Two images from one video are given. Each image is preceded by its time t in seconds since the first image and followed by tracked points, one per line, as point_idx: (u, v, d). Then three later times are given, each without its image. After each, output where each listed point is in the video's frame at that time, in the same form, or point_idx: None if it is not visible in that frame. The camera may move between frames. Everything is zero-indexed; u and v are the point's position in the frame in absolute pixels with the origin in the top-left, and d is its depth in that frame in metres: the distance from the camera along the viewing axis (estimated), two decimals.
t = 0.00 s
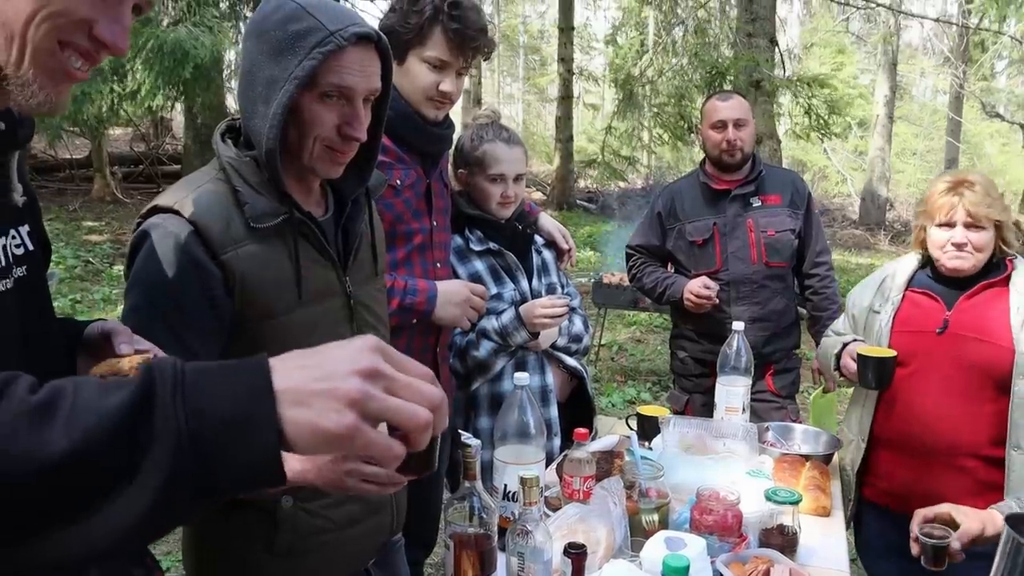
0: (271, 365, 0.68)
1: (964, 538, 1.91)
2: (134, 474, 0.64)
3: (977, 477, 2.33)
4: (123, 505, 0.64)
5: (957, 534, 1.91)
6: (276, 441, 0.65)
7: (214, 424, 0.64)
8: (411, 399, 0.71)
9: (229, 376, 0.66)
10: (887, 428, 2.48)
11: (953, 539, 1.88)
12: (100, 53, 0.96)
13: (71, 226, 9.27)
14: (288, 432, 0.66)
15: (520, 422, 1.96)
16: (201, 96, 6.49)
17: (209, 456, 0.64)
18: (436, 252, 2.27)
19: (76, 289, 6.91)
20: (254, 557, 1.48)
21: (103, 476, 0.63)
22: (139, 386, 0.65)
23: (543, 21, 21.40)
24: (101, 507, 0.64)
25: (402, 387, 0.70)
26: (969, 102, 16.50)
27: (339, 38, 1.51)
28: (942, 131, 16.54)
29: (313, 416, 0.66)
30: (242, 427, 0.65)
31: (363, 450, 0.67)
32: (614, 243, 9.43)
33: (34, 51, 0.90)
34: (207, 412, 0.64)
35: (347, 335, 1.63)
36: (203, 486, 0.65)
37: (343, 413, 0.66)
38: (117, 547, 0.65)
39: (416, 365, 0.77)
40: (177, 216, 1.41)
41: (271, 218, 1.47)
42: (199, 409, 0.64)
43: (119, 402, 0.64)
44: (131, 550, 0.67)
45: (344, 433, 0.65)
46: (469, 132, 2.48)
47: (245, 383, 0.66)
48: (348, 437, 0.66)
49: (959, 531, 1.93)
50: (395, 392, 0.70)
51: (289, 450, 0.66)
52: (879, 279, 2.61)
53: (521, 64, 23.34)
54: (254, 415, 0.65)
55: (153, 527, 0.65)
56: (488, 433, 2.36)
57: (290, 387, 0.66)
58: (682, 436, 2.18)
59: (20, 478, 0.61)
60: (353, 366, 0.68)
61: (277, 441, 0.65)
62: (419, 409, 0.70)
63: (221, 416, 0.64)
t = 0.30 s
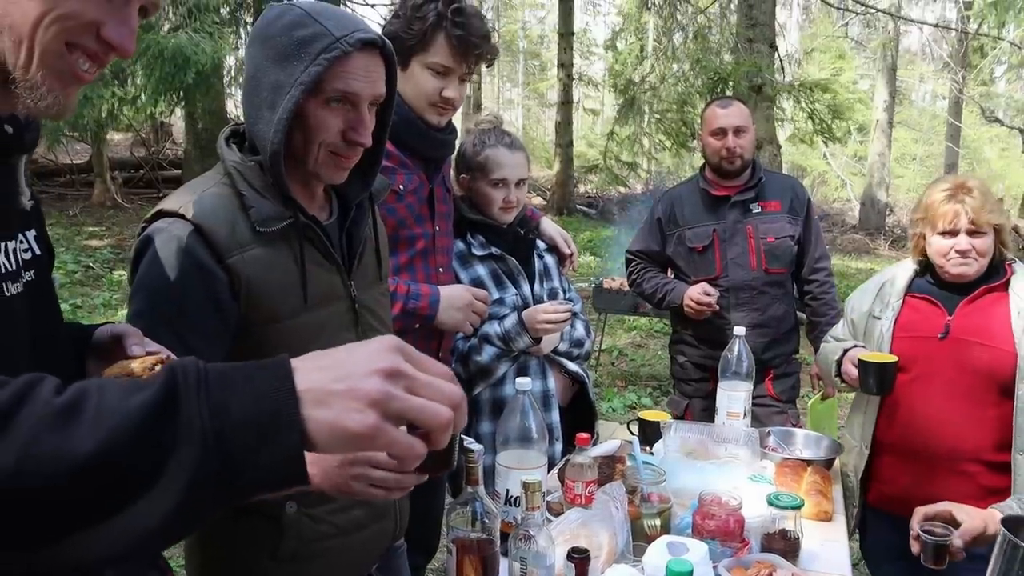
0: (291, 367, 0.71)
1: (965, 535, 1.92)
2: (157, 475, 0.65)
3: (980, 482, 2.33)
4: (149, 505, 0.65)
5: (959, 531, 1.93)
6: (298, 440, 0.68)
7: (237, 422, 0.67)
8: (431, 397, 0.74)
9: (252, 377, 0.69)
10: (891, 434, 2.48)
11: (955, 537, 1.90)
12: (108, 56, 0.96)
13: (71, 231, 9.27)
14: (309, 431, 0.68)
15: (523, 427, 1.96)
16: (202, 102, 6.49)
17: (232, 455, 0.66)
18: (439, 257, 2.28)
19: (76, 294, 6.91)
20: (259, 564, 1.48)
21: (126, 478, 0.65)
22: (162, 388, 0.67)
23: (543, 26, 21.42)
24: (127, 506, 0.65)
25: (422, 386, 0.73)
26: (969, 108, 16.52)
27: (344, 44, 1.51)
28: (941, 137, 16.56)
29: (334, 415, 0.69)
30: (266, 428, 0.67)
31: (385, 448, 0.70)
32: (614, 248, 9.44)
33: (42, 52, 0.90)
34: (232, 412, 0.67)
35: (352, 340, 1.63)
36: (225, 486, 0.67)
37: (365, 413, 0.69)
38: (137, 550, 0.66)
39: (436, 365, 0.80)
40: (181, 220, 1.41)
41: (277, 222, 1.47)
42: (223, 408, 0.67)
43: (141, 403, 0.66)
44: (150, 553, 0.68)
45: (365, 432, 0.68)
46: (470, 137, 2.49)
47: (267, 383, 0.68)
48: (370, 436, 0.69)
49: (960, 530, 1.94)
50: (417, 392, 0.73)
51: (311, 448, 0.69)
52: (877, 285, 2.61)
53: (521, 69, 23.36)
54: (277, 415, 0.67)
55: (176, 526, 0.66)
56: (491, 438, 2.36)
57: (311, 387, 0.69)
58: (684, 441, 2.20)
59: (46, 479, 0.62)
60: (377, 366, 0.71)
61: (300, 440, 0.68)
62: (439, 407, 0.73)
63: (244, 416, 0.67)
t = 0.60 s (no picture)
0: (291, 359, 0.70)
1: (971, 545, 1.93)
2: (158, 470, 0.65)
3: (988, 484, 2.34)
4: (151, 497, 0.65)
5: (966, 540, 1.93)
6: (299, 432, 0.68)
7: (238, 415, 0.66)
8: (431, 386, 0.74)
9: (252, 371, 0.68)
10: (895, 436, 2.48)
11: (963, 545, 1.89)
12: (110, 51, 0.96)
13: (70, 232, 9.26)
14: (310, 423, 0.68)
15: (523, 428, 1.96)
16: (201, 103, 6.48)
17: (231, 449, 0.66)
18: (438, 257, 2.28)
19: (74, 295, 6.91)
20: (260, 565, 1.48)
21: (127, 471, 0.65)
22: (163, 381, 0.66)
23: (541, 27, 21.42)
24: (128, 501, 0.65)
25: (423, 374, 0.73)
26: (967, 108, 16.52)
27: (347, 42, 1.51)
28: (940, 137, 16.58)
29: (335, 405, 0.68)
30: (267, 420, 0.67)
31: (387, 438, 0.70)
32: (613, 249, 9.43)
33: (44, 50, 0.90)
34: (232, 406, 0.66)
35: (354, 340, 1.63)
36: (227, 480, 0.67)
37: (365, 402, 0.69)
38: (140, 543, 0.66)
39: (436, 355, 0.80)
40: (183, 219, 1.41)
41: (280, 221, 1.47)
42: (223, 401, 0.66)
43: (142, 397, 0.65)
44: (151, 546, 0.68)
45: (366, 421, 0.68)
46: (471, 137, 2.48)
47: (269, 375, 0.68)
48: (371, 425, 0.69)
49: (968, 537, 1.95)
50: (417, 379, 0.73)
51: (313, 441, 0.69)
52: (884, 285, 2.59)
53: (521, 70, 23.38)
54: (279, 407, 0.67)
55: (175, 522, 0.66)
56: (493, 438, 2.35)
57: (311, 377, 0.69)
58: (684, 441, 2.19)
59: (47, 473, 0.62)
60: (376, 354, 0.71)
61: (301, 432, 0.68)
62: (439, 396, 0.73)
63: (245, 409, 0.66)
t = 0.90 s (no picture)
0: (279, 361, 0.70)
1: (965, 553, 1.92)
2: (145, 473, 0.65)
3: (992, 487, 2.34)
4: (140, 499, 0.65)
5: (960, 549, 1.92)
6: (287, 435, 0.67)
7: (222, 419, 0.66)
8: (419, 391, 0.73)
9: (240, 373, 0.68)
10: (898, 437, 2.48)
11: (956, 553, 1.89)
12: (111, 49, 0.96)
13: (68, 233, 9.24)
14: (299, 427, 0.67)
15: (523, 427, 1.95)
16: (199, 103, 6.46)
17: (217, 452, 0.65)
18: (438, 257, 2.27)
19: (72, 296, 6.89)
20: (262, 565, 1.47)
21: (114, 473, 0.64)
22: (148, 383, 0.66)
23: (539, 27, 21.40)
24: (118, 501, 0.65)
25: (409, 378, 0.73)
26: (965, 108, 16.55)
27: (346, 39, 1.51)
28: (938, 137, 16.60)
29: (322, 409, 0.68)
30: (254, 423, 0.66)
31: (376, 441, 0.70)
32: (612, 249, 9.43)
33: (44, 47, 0.90)
34: (216, 410, 0.66)
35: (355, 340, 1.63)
36: (216, 483, 0.66)
37: (351, 406, 0.68)
38: (129, 545, 0.65)
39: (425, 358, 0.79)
40: (183, 219, 1.40)
41: (280, 221, 1.47)
42: (208, 405, 0.66)
43: (126, 401, 0.65)
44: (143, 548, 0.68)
45: (354, 425, 0.68)
46: (471, 137, 2.48)
47: (257, 378, 0.68)
48: (358, 429, 0.68)
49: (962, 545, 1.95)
50: (404, 384, 0.72)
51: (301, 445, 0.68)
52: (891, 286, 2.59)
53: (519, 70, 23.38)
54: (267, 410, 0.67)
55: (164, 523, 0.66)
56: (493, 438, 2.35)
57: (298, 381, 0.68)
58: (685, 441, 2.20)
59: (33, 477, 0.62)
60: (362, 359, 0.70)
61: (287, 437, 0.67)
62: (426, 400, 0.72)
63: (232, 412, 0.66)
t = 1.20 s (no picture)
0: (253, 371, 0.71)
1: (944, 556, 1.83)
2: (121, 479, 0.69)
3: (983, 484, 2.36)
4: (119, 505, 0.69)
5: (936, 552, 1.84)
6: (260, 444, 0.69)
7: (197, 430, 0.69)
8: (393, 400, 0.73)
9: (212, 384, 0.70)
10: (889, 436, 2.50)
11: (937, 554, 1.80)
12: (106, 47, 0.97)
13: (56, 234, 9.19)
14: (271, 436, 0.69)
15: (516, 426, 1.96)
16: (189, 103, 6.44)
17: (190, 461, 0.69)
18: (431, 256, 2.28)
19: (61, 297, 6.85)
20: (256, 564, 1.48)
21: (94, 482, 0.69)
22: (121, 394, 0.70)
23: (529, 28, 21.42)
24: (99, 507, 0.70)
25: (384, 387, 0.73)
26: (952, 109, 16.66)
27: (339, 38, 1.52)
28: (926, 138, 16.71)
29: (295, 419, 0.69)
30: (226, 434, 0.69)
31: (349, 450, 0.70)
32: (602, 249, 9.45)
33: (39, 45, 0.91)
34: (189, 419, 0.69)
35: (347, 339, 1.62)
36: (191, 489, 0.70)
37: (324, 416, 0.69)
38: (114, 545, 0.70)
39: (399, 363, 0.79)
40: (177, 219, 1.40)
41: (273, 221, 1.47)
42: (183, 415, 0.69)
43: (100, 411, 0.69)
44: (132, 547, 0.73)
45: (327, 435, 0.68)
46: (463, 137, 2.48)
47: (228, 390, 0.70)
48: (330, 439, 0.69)
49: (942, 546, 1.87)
50: (379, 392, 0.73)
51: (276, 453, 0.70)
52: (884, 285, 2.61)
53: (509, 70, 23.39)
54: (237, 423, 0.69)
55: (141, 529, 0.70)
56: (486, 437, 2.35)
57: (272, 391, 0.70)
58: (676, 439, 2.21)
59: (15, 485, 0.67)
60: (335, 367, 0.71)
61: (260, 443, 0.69)
62: (401, 408, 0.73)
63: (203, 423, 0.69)
